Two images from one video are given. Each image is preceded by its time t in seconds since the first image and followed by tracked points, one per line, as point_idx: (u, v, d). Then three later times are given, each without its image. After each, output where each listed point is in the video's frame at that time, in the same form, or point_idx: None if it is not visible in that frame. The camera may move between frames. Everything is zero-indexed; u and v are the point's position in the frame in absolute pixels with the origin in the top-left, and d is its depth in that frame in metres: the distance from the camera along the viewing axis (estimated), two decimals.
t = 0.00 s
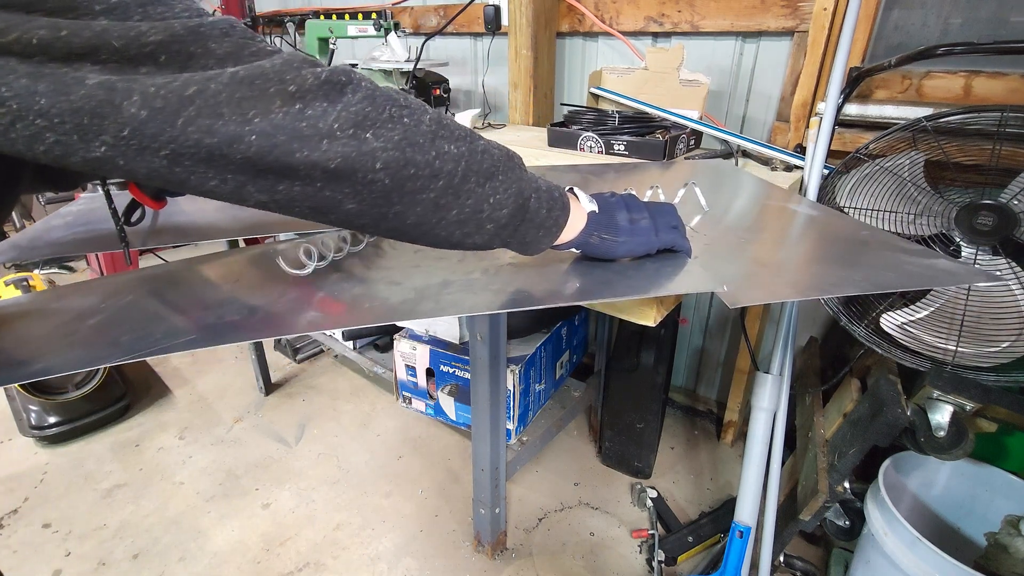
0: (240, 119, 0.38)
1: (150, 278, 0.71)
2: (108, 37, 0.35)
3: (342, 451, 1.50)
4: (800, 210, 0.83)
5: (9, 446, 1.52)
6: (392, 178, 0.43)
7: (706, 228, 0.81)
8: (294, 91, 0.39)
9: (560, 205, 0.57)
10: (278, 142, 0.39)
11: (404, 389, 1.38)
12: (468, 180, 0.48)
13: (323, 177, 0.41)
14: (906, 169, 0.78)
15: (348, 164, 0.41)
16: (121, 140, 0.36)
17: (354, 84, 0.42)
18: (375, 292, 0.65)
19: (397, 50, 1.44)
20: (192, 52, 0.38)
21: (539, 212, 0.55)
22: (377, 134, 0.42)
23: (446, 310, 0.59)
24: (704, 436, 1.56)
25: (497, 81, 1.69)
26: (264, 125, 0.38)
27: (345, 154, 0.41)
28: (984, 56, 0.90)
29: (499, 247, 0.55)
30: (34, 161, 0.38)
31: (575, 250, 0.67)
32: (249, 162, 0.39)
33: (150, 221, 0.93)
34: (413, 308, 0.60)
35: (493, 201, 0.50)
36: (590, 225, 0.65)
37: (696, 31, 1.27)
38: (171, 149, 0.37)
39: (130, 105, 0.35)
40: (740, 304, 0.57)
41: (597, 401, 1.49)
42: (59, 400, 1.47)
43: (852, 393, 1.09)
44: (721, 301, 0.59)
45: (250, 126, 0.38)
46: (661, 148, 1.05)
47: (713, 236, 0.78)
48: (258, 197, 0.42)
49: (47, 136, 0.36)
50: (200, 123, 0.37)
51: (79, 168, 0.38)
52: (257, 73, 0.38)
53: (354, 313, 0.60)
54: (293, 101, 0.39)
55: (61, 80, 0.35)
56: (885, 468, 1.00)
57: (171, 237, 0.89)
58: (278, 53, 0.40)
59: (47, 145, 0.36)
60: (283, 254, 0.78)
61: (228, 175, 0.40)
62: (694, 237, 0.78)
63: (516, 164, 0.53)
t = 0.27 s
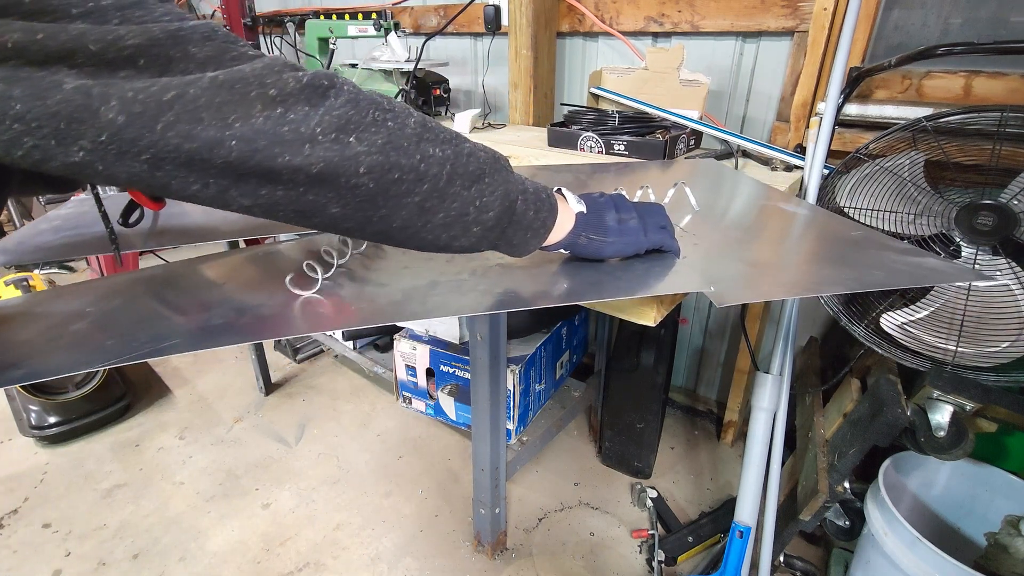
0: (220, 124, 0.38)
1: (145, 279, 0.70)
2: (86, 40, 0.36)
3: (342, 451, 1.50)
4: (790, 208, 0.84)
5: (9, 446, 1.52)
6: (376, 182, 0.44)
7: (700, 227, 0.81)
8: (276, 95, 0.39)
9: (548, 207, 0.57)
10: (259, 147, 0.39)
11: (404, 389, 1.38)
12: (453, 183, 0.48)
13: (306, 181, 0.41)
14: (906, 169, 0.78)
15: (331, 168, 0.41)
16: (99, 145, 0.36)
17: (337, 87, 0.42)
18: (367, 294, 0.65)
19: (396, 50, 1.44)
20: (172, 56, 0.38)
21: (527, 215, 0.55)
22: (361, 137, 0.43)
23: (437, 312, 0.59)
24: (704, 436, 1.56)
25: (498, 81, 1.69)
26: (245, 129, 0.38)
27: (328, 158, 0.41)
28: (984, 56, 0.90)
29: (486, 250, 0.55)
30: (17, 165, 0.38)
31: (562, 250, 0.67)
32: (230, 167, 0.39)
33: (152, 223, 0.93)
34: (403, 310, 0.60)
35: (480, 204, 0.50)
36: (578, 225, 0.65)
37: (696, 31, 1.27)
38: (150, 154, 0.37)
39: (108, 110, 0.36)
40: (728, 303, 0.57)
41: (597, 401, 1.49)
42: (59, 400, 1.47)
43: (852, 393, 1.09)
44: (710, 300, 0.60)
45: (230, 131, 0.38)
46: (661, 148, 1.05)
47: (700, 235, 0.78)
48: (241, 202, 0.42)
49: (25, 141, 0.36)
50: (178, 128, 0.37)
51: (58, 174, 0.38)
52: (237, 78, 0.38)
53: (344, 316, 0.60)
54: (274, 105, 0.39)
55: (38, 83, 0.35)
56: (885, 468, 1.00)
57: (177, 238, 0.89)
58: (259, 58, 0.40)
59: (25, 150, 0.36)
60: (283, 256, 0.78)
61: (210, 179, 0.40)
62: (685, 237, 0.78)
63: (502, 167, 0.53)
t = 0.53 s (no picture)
0: (197, 127, 0.38)
1: (140, 279, 0.70)
2: (57, 44, 0.35)
3: (342, 450, 1.50)
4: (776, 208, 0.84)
5: (9, 446, 1.52)
6: (357, 185, 0.43)
7: (692, 227, 0.81)
8: (253, 98, 0.39)
9: (533, 208, 0.57)
10: (237, 150, 0.39)
11: (404, 389, 1.38)
12: (436, 184, 0.48)
13: (286, 184, 0.41)
14: (906, 169, 0.78)
15: (311, 171, 0.41)
16: (73, 149, 0.36)
17: (316, 90, 0.42)
18: (358, 296, 0.65)
19: (396, 50, 1.44)
20: (148, 59, 0.38)
21: (512, 215, 0.55)
22: (341, 140, 0.42)
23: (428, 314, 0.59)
24: (704, 436, 1.56)
25: (498, 81, 1.69)
26: (222, 132, 0.38)
27: (308, 160, 0.41)
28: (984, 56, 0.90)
29: (472, 251, 0.55)
30: None
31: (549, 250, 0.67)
32: (208, 170, 0.39)
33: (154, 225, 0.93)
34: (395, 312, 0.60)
35: (463, 205, 0.50)
36: (565, 225, 0.65)
37: (696, 31, 1.27)
38: (127, 157, 0.37)
39: (81, 114, 0.35)
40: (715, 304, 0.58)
41: (597, 401, 1.49)
42: (59, 400, 1.47)
43: (852, 393, 1.09)
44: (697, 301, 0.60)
45: (207, 134, 0.38)
46: (661, 148, 1.05)
47: (689, 236, 0.78)
48: (221, 205, 0.42)
49: None
50: (155, 131, 0.37)
51: (33, 177, 0.38)
52: (213, 80, 0.38)
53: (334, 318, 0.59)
54: (251, 107, 0.39)
55: (13, 87, 0.35)
56: (885, 468, 1.00)
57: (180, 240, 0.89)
58: (236, 60, 0.40)
59: None
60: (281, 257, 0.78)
61: (188, 183, 0.39)
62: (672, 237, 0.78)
63: (486, 168, 0.53)
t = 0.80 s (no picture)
0: (173, 127, 0.37)
1: (134, 279, 0.70)
2: (31, 42, 0.34)
3: (342, 450, 1.50)
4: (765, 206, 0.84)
5: (9, 446, 1.52)
6: (339, 185, 0.43)
7: (687, 226, 0.80)
8: (231, 97, 0.39)
9: (521, 207, 0.58)
10: (215, 150, 0.38)
11: (404, 389, 1.38)
12: (420, 184, 0.47)
13: (266, 184, 0.41)
14: (906, 168, 0.78)
15: (291, 171, 0.41)
16: (50, 148, 0.36)
17: (296, 88, 0.42)
18: (350, 297, 0.65)
19: (396, 50, 1.44)
20: (126, 59, 0.37)
21: (498, 215, 0.55)
22: (322, 139, 0.42)
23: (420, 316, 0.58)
24: (704, 435, 1.56)
25: (497, 81, 1.69)
26: (199, 132, 0.38)
27: (288, 160, 0.40)
28: (984, 56, 0.90)
29: (458, 251, 0.55)
30: None
31: (537, 250, 0.67)
32: (186, 170, 0.38)
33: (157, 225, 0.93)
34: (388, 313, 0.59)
35: (448, 205, 0.50)
36: (552, 225, 0.65)
37: (696, 31, 1.27)
38: (104, 158, 0.37)
39: (56, 114, 0.35)
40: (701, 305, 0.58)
41: (596, 401, 1.49)
42: (59, 400, 1.47)
43: (852, 393, 1.09)
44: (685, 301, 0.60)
45: (184, 134, 0.37)
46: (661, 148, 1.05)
47: (678, 236, 0.77)
48: (202, 206, 0.41)
49: None
50: (131, 132, 0.36)
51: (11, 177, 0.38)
52: (190, 79, 0.38)
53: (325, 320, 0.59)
54: (229, 107, 0.38)
55: None
56: (885, 468, 1.00)
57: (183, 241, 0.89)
58: (213, 59, 0.39)
59: None
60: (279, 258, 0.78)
61: (168, 183, 0.39)
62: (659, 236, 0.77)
63: (471, 167, 0.52)
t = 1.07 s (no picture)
0: (151, 124, 0.37)
1: (130, 280, 0.70)
2: (6, 40, 0.34)
3: (342, 450, 1.50)
4: (755, 206, 0.84)
5: (9, 446, 1.52)
6: (322, 183, 0.42)
7: (682, 225, 0.80)
8: (211, 94, 0.38)
9: (508, 206, 0.57)
10: (194, 148, 0.38)
11: (404, 389, 1.38)
12: (404, 182, 0.46)
13: (247, 182, 0.40)
14: (906, 169, 0.78)
15: (272, 169, 0.40)
16: (27, 146, 0.36)
17: (279, 87, 0.42)
18: (342, 297, 0.64)
19: (396, 50, 1.44)
20: (100, 55, 0.37)
21: (485, 214, 0.54)
22: (304, 137, 0.41)
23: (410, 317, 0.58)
24: (704, 436, 1.56)
25: (497, 81, 1.69)
26: (178, 129, 0.37)
27: (269, 159, 0.40)
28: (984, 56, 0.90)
29: (446, 250, 0.54)
30: None
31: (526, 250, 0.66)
32: (165, 168, 0.38)
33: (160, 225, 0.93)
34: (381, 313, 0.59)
35: (434, 204, 0.49)
36: (541, 225, 0.64)
37: (696, 31, 1.27)
38: (81, 155, 0.36)
39: (30, 111, 0.35)
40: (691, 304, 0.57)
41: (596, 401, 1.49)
42: (59, 400, 1.47)
43: (852, 393, 1.09)
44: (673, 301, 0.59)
45: (162, 131, 0.37)
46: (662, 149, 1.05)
47: (668, 236, 0.76)
48: (183, 205, 0.41)
49: None
50: (108, 129, 0.36)
51: None
52: (169, 77, 0.37)
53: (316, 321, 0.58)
54: (209, 104, 0.38)
55: None
56: (885, 468, 1.00)
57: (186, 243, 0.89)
58: (193, 57, 0.39)
59: None
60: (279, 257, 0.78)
61: (146, 181, 0.39)
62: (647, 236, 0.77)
63: (457, 165, 0.52)
